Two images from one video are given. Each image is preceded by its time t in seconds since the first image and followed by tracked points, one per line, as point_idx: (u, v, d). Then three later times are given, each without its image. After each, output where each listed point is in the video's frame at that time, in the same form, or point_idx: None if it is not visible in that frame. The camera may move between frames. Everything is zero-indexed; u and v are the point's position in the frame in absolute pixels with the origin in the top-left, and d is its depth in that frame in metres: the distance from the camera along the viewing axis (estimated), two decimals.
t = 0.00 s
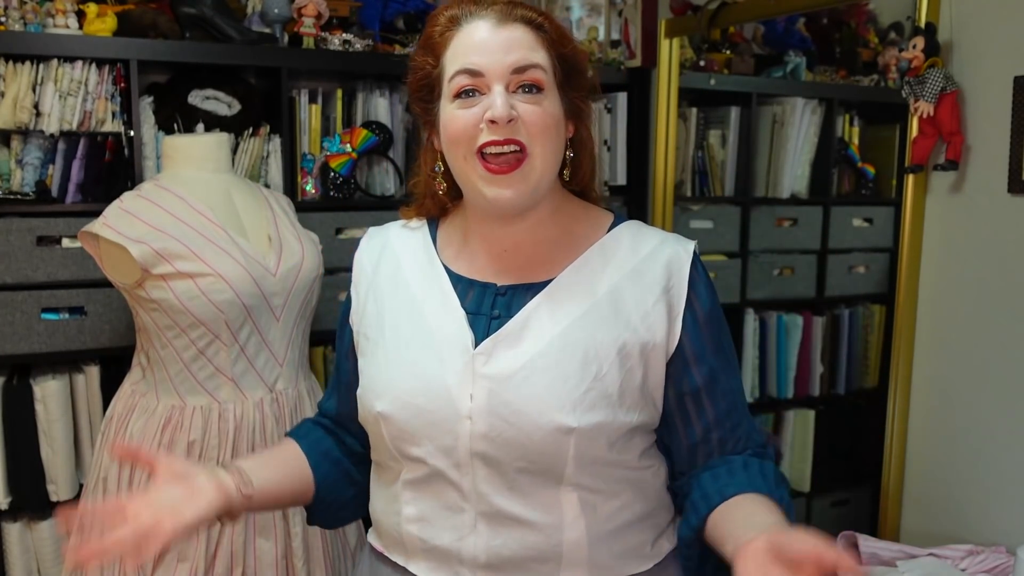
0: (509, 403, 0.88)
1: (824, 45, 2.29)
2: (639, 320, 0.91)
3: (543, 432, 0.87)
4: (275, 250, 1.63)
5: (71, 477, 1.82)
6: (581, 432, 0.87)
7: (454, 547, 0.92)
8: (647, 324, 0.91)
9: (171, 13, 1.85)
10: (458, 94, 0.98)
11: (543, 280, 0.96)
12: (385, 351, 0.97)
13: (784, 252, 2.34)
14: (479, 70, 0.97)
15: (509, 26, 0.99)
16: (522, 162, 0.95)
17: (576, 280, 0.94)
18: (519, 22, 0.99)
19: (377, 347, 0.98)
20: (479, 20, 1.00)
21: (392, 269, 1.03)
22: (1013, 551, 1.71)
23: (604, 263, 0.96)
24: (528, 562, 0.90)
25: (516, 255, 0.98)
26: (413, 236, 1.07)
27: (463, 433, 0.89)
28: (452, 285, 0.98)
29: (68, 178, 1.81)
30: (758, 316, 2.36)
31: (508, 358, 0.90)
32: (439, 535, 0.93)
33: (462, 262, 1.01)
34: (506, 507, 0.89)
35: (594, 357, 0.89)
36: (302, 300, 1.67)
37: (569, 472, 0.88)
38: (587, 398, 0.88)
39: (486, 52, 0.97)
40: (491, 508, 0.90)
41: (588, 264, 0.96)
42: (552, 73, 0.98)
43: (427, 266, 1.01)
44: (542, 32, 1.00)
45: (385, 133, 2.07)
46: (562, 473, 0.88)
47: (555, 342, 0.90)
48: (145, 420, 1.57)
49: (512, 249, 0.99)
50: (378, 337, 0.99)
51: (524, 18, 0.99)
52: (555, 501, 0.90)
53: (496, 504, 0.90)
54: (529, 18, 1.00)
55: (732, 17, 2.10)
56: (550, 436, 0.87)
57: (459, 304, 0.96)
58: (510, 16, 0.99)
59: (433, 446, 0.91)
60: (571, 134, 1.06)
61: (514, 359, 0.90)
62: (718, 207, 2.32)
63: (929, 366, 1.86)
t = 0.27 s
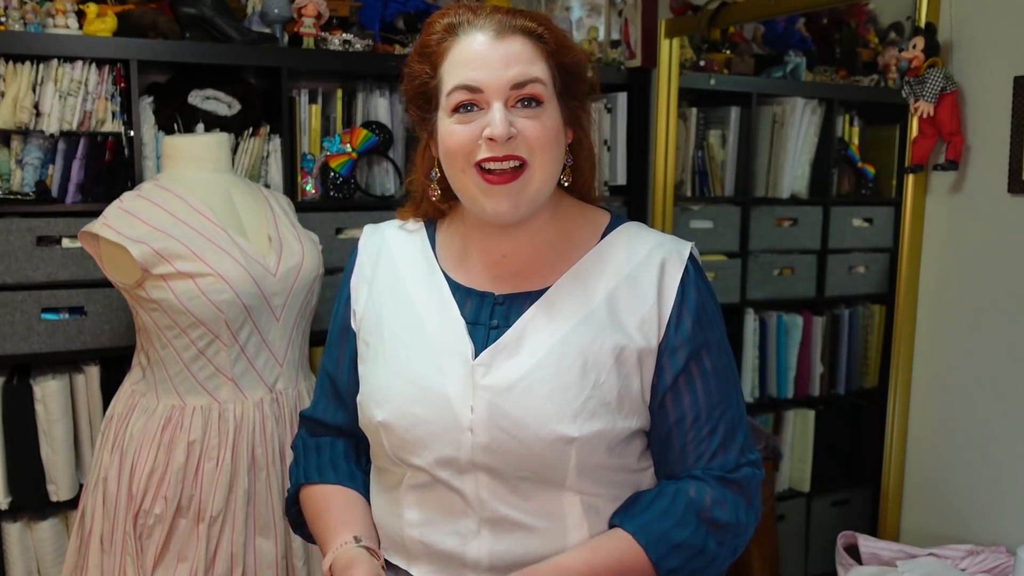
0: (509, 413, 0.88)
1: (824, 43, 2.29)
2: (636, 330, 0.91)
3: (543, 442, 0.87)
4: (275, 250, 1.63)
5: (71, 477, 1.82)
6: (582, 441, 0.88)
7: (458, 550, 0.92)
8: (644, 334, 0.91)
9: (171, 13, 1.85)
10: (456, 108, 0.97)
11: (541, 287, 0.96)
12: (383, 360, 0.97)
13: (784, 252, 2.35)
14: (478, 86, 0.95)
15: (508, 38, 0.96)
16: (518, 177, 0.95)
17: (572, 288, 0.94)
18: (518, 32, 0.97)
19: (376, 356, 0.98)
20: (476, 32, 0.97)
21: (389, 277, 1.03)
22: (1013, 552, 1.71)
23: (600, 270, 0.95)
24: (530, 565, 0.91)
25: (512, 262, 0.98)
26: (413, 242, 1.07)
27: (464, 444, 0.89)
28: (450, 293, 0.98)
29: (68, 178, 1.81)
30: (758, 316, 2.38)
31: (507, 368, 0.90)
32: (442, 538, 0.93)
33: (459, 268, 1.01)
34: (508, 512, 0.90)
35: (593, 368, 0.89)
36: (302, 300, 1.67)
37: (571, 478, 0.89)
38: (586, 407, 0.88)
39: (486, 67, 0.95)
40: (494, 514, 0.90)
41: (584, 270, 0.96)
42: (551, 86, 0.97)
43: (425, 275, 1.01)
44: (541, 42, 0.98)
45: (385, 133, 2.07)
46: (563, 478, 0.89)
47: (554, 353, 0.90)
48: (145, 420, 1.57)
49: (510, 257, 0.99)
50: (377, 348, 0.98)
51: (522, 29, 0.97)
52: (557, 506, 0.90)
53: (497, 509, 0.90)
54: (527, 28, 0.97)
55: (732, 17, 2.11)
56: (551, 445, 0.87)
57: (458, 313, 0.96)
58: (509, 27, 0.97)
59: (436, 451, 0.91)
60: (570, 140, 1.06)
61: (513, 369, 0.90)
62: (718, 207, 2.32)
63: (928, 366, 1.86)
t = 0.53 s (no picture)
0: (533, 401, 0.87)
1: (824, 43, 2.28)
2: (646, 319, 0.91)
3: (566, 430, 0.88)
4: (275, 250, 1.63)
5: (71, 477, 1.82)
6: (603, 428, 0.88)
7: (472, 551, 0.90)
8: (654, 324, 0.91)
9: (172, 13, 1.85)
10: (433, 78, 1.00)
11: (552, 276, 0.96)
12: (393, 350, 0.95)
13: (783, 252, 2.34)
14: (448, 52, 0.98)
15: (479, 12, 1.01)
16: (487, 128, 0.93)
17: (582, 276, 0.94)
18: (490, 9, 1.02)
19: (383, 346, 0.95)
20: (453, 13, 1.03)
21: (395, 266, 1.01)
22: (1013, 552, 1.71)
23: (607, 261, 0.95)
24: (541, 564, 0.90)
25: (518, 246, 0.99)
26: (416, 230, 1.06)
27: (484, 434, 0.88)
28: (461, 281, 0.97)
29: (68, 178, 1.81)
30: (758, 316, 2.36)
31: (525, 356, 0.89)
32: (456, 539, 0.90)
33: (468, 257, 1.00)
34: (526, 508, 0.88)
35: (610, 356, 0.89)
36: (302, 300, 1.67)
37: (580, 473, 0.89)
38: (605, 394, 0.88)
39: (455, 36, 0.99)
40: (510, 511, 0.88)
41: (595, 258, 0.95)
42: (520, 49, 0.98)
43: (433, 263, 1.00)
44: (514, 16, 1.01)
45: (385, 133, 2.07)
46: (581, 472, 0.89)
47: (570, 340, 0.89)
48: (145, 420, 1.57)
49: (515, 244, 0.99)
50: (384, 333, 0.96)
51: (495, 6, 1.02)
52: (572, 503, 0.89)
53: (516, 504, 0.88)
54: (504, 7, 1.02)
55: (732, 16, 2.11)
56: (571, 435, 0.88)
57: (471, 302, 0.95)
58: (482, 5, 1.02)
59: (446, 449, 0.89)
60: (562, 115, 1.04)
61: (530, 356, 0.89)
62: (718, 206, 2.32)
63: (928, 366, 1.86)
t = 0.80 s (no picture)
0: (505, 401, 0.88)
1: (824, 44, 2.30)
2: (628, 318, 0.91)
3: (538, 429, 0.87)
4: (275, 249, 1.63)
5: (71, 476, 1.82)
6: (576, 426, 0.88)
7: (450, 551, 0.91)
8: (637, 324, 0.91)
9: (171, 13, 1.85)
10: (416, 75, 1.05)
11: (533, 274, 0.95)
12: (376, 347, 0.95)
13: (784, 252, 2.31)
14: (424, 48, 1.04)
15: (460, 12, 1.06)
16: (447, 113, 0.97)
17: (568, 272, 0.93)
18: (471, 9, 1.06)
19: (368, 344, 0.96)
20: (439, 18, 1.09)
21: (382, 263, 1.01)
22: (1013, 552, 1.71)
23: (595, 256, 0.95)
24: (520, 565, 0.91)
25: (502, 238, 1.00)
26: (408, 230, 1.06)
27: (458, 433, 0.89)
28: (442, 281, 0.97)
29: (68, 178, 1.81)
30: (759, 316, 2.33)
31: (501, 354, 0.89)
32: (435, 539, 0.92)
33: (453, 256, 1.01)
34: (504, 509, 0.90)
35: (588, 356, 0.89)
36: (302, 300, 1.67)
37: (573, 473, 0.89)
38: (580, 392, 0.88)
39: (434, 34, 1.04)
40: (487, 514, 0.90)
41: (580, 254, 0.95)
42: (489, 41, 1.01)
43: (418, 261, 1.00)
44: (494, 14, 1.05)
45: (385, 133, 2.07)
46: (558, 472, 0.89)
47: (547, 338, 0.89)
48: (145, 420, 1.57)
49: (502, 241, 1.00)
50: (368, 328, 0.97)
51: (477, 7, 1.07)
52: (552, 504, 0.90)
53: (492, 506, 0.90)
54: (490, 8, 1.07)
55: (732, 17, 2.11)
56: (544, 434, 0.87)
57: (452, 303, 0.95)
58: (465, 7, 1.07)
59: (432, 450, 0.91)
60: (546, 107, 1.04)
61: (508, 355, 0.89)
62: (718, 207, 2.31)
63: (929, 366, 1.86)
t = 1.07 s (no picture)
0: (495, 402, 0.88)
1: (824, 44, 2.28)
2: (626, 322, 0.92)
3: (529, 433, 0.87)
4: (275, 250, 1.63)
5: (71, 476, 1.82)
6: (567, 433, 0.87)
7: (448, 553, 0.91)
8: (636, 328, 0.92)
9: (172, 13, 1.85)
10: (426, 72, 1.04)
11: (532, 278, 0.96)
12: (374, 349, 0.97)
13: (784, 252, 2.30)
14: (436, 45, 1.03)
15: (472, 9, 1.05)
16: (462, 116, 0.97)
17: (569, 276, 0.94)
18: (484, 5, 1.05)
19: (366, 346, 0.98)
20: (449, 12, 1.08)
21: (386, 268, 1.03)
22: (1013, 552, 1.71)
23: (597, 262, 0.96)
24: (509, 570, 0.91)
25: (503, 243, 1.01)
26: (413, 235, 1.08)
27: (449, 433, 0.90)
28: (442, 282, 0.99)
29: (68, 178, 1.81)
30: (758, 315, 2.34)
31: (496, 356, 0.90)
32: (422, 540, 0.93)
33: (454, 261, 1.02)
34: (492, 511, 0.90)
35: (583, 359, 0.89)
36: (302, 301, 1.67)
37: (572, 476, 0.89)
38: (574, 398, 0.88)
39: (445, 31, 1.03)
40: (475, 515, 0.90)
41: (581, 262, 0.96)
42: (506, 41, 1.01)
43: (419, 266, 1.02)
44: (508, 12, 1.05)
45: (385, 133, 2.07)
46: (547, 476, 0.89)
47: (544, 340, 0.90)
48: (146, 419, 1.57)
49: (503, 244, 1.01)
50: (369, 331, 0.99)
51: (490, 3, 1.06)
52: (540, 510, 0.90)
53: (481, 507, 0.90)
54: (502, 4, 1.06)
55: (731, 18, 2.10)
56: (535, 438, 0.87)
57: (450, 302, 0.97)
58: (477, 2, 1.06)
59: (431, 451, 0.91)
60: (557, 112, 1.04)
61: (503, 356, 0.90)
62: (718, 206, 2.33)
63: (928, 366, 1.86)
